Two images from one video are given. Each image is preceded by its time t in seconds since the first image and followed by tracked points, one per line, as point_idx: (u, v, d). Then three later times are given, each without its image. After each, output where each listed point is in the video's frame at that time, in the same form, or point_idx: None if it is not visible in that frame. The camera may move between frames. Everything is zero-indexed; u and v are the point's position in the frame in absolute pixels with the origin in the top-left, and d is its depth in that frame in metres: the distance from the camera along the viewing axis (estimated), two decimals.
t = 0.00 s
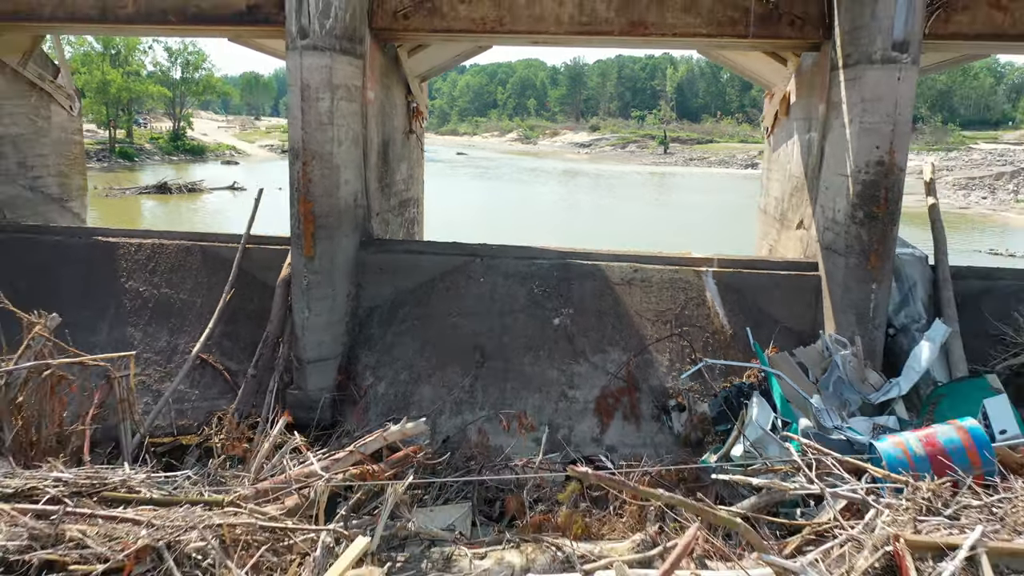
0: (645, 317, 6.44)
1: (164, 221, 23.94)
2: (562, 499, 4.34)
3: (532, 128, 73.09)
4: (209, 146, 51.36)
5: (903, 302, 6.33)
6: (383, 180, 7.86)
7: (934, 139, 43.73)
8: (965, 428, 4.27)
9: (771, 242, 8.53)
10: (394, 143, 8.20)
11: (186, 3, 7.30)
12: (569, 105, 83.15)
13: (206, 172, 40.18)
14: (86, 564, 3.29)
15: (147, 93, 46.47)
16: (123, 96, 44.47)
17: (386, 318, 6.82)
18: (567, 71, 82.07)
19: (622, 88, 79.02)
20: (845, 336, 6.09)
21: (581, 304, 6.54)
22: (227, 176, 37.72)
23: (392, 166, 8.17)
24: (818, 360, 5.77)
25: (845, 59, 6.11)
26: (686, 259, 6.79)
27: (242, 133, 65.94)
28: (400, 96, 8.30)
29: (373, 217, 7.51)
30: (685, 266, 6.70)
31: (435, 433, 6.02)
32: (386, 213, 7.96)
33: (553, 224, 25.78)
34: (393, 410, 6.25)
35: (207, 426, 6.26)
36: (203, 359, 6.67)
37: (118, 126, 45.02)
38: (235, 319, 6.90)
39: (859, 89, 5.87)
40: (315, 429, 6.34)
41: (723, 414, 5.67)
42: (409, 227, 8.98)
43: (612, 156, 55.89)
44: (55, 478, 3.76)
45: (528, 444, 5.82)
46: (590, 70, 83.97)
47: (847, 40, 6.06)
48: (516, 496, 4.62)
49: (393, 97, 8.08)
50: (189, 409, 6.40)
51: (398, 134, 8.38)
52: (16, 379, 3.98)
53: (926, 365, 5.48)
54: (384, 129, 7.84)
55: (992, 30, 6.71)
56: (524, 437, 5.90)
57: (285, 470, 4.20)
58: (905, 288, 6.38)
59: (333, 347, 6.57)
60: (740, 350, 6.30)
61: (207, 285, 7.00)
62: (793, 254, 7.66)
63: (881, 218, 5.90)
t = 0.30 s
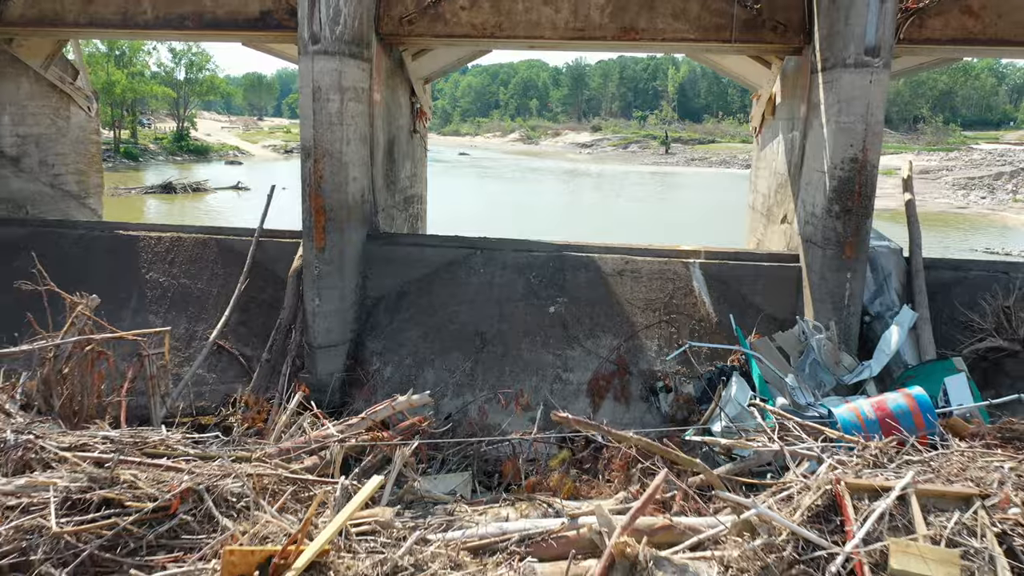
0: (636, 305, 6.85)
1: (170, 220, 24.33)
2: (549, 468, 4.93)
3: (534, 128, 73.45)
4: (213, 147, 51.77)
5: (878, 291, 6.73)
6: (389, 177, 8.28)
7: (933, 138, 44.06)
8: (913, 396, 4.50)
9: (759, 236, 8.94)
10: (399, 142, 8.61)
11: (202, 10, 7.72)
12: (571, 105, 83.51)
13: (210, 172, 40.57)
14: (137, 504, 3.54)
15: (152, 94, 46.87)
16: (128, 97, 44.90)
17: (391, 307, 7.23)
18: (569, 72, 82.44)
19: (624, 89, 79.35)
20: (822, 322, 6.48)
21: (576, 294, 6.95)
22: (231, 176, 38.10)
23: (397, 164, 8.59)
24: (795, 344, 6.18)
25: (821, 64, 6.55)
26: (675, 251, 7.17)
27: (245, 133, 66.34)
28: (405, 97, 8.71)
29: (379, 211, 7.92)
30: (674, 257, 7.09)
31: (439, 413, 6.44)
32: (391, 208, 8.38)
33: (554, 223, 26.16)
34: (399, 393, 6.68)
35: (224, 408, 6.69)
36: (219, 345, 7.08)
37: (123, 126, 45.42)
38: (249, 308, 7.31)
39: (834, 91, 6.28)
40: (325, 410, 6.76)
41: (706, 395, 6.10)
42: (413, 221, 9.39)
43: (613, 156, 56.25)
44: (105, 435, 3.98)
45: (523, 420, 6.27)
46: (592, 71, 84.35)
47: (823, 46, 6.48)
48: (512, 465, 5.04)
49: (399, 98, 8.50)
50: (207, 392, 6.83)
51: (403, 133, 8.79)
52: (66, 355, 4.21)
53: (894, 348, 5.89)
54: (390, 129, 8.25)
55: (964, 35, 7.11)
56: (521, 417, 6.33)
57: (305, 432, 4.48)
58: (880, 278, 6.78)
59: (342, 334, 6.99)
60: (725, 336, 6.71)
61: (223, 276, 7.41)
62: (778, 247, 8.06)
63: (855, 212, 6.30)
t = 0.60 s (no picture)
0: (627, 295, 7.27)
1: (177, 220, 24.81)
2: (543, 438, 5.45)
3: (536, 129, 73.87)
4: (216, 147, 52.25)
5: (855, 281, 7.14)
6: (394, 176, 8.71)
7: (932, 139, 44.43)
8: (870, 367, 4.78)
9: (747, 231, 9.36)
10: (403, 141, 9.03)
11: (217, 16, 8.16)
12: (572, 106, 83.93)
13: (214, 172, 41.05)
14: (178, 455, 3.75)
15: (156, 94, 47.34)
16: (133, 98, 45.40)
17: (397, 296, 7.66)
18: (570, 72, 82.86)
19: (625, 89, 79.72)
20: (801, 311, 6.91)
21: (570, 284, 7.38)
22: (235, 176, 38.57)
23: (401, 162, 9.00)
24: (775, 330, 6.59)
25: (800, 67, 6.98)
26: (664, 244, 7.58)
27: (248, 134, 66.83)
28: (409, 99, 9.14)
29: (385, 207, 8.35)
30: (663, 251, 7.50)
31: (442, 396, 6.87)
32: (396, 204, 8.80)
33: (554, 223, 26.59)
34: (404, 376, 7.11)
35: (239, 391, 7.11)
36: (235, 333, 7.52)
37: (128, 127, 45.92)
38: (262, 298, 7.74)
39: (812, 93, 6.71)
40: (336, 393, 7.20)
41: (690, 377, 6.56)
42: (417, 216, 9.83)
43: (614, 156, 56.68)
44: (145, 400, 4.18)
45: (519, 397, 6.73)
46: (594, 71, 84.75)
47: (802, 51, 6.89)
48: (509, 438, 5.48)
49: (403, 100, 8.92)
50: (223, 376, 7.28)
51: (407, 133, 9.22)
52: (103, 335, 4.67)
53: (866, 333, 6.31)
54: (395, 129, 8.69)
55: (937, 39, 7.52)
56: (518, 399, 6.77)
57: (322, 402, 4.65)
58: (857, 269, 7.18)
59: (349, 321, 7.41)
60: (710, 323, 7.13)
61: (237, 268, 7.83)
62: (764, 241, 8.48)
63: (832, 206, 6.73)
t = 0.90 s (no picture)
0: (619, 286, 7.69)
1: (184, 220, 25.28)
2: (538, 411, 5.97)
3: (537, 129, 74.27)
4: (220, 148, 52.75)
5: (834, 273, 7.56)
6: (399, 174, 9.15)
7: (931, 139, 44.79)
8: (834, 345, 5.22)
9: (735, 227, 9.79)
10: (407, 142, 9.47)
11: (231, 22, 8.60)
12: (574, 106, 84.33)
13: (218, 172, 41.54)
14: (211, 417, 3.99)
15: (160, 95, 47.84)
16: (137, 99, 45.91)
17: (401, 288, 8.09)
18: (572, 73, 83.25)
19: (626, 90, 80.09)
20: (782, 300, 7.33)
21: (565, 275, 7.81)
22: (238, 176, 39.06)
23: (405, 161, 9.44)
24: (756, 318, 7.00)
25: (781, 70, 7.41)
26: (655, 237, 8.00)
27: (251, 134, 67.32)
28: (413, 100, 9.58)
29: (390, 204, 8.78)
30: (654, 244, 7.92)
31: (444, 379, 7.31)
32: (400, 201, 9.23)
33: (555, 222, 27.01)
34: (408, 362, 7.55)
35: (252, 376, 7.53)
36: (249, 321, 7.94)
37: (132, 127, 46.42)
38: (274, 289, 8.17)
39: (791, 95, 7.14)
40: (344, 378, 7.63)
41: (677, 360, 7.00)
42: (421, 213, 10.26)
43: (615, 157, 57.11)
44: (179, 373, 4.49)
45: (517, 377, 7.12)
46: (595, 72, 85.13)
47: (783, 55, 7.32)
48: (506, 415, 5.90)
49: (407, 102, 9.36)
50: (238, 362, 7.71)
51: (411, 133, 9.66)
52: (136, 317, 5.09)
53: (842, 320, 6.72)
54: (399, 130, 9.13)
55: (913, 44, 7.95)
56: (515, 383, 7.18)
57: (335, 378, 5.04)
58: (836, 261, 7.61)
59: (356, 310, 7.84)
60: (697, 312, 7.54)
61: (250, 261, 8.26)
62: (751, 236, 8.90)
63: (811, 201, 7.16)
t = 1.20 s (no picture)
0: (612, 277, 8.13)
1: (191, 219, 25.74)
2: (534, 390, 6.42)
3: (538, 130, 74.68)
4: (224, 148, 53.23)
5: (815, 265, 7.99)
6: (402, 172, 9.58)
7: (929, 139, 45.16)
8: (802, 326, 5.72)
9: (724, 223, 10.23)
10: (410, 141, 9.90)
11: (244, 27, 9.04)
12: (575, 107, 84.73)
13: (222, 172, 42.02)
14: (237, 387, 4.45)
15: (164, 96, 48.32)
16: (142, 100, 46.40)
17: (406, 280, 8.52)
18: (573, 74, 83.66)
19: (627, 90, 80.48)
20: (765, 291, 7.76)
21: (561, 267, 8.24)
22: (242, 176, 39.55)
23: (408, 160, 9.86)
24: (740, 307, 7.42)
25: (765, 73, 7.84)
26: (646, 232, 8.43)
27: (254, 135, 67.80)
28: (415, 102, 10.01)
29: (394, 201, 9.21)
30: (645, 238, 8.35)
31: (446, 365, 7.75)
32: (403, 198, 9.66)
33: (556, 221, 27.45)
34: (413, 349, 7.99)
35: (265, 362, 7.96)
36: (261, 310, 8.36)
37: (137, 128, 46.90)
38: (285, 281, 8.60)
39: (773, 97, 7.57)
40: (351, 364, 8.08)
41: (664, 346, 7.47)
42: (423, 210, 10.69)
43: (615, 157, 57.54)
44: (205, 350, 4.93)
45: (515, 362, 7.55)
46: (597, 73, 85.52)
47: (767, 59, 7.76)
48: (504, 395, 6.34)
49: (411, 103, 9.79)
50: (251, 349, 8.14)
51: (414, 133, 10.08)
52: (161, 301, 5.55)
53: (819, 308, 7.14)
54: (403, 130, 9.56)
55: (891, 49, 8.38)
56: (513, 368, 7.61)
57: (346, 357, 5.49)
58: (817, 254, 8.04)
59: (363, 301, 8.28)
60: (685, 301, 7.97)
61: (262, 254, 8.70)
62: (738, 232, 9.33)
63: (791, 196, 7.60)
